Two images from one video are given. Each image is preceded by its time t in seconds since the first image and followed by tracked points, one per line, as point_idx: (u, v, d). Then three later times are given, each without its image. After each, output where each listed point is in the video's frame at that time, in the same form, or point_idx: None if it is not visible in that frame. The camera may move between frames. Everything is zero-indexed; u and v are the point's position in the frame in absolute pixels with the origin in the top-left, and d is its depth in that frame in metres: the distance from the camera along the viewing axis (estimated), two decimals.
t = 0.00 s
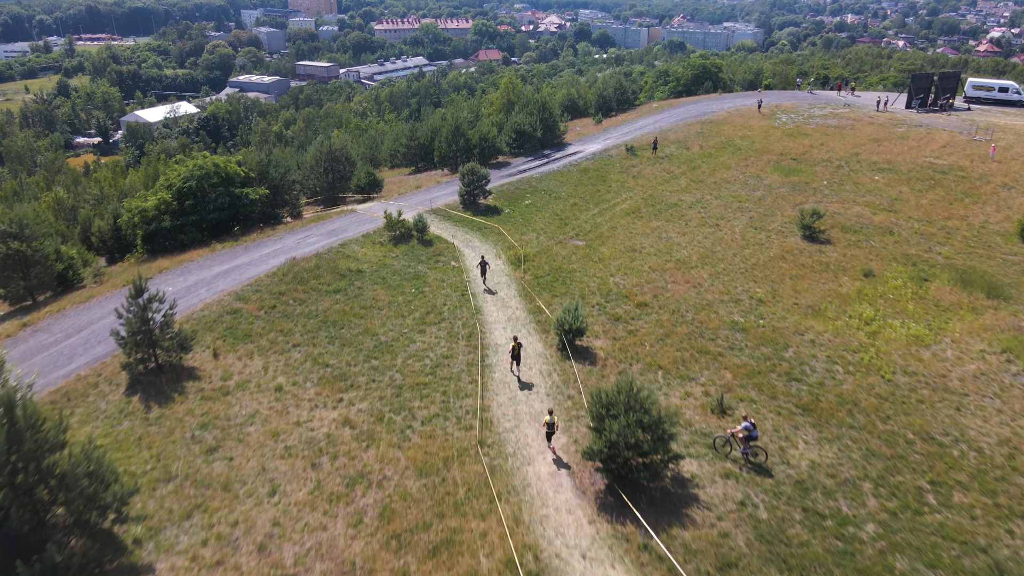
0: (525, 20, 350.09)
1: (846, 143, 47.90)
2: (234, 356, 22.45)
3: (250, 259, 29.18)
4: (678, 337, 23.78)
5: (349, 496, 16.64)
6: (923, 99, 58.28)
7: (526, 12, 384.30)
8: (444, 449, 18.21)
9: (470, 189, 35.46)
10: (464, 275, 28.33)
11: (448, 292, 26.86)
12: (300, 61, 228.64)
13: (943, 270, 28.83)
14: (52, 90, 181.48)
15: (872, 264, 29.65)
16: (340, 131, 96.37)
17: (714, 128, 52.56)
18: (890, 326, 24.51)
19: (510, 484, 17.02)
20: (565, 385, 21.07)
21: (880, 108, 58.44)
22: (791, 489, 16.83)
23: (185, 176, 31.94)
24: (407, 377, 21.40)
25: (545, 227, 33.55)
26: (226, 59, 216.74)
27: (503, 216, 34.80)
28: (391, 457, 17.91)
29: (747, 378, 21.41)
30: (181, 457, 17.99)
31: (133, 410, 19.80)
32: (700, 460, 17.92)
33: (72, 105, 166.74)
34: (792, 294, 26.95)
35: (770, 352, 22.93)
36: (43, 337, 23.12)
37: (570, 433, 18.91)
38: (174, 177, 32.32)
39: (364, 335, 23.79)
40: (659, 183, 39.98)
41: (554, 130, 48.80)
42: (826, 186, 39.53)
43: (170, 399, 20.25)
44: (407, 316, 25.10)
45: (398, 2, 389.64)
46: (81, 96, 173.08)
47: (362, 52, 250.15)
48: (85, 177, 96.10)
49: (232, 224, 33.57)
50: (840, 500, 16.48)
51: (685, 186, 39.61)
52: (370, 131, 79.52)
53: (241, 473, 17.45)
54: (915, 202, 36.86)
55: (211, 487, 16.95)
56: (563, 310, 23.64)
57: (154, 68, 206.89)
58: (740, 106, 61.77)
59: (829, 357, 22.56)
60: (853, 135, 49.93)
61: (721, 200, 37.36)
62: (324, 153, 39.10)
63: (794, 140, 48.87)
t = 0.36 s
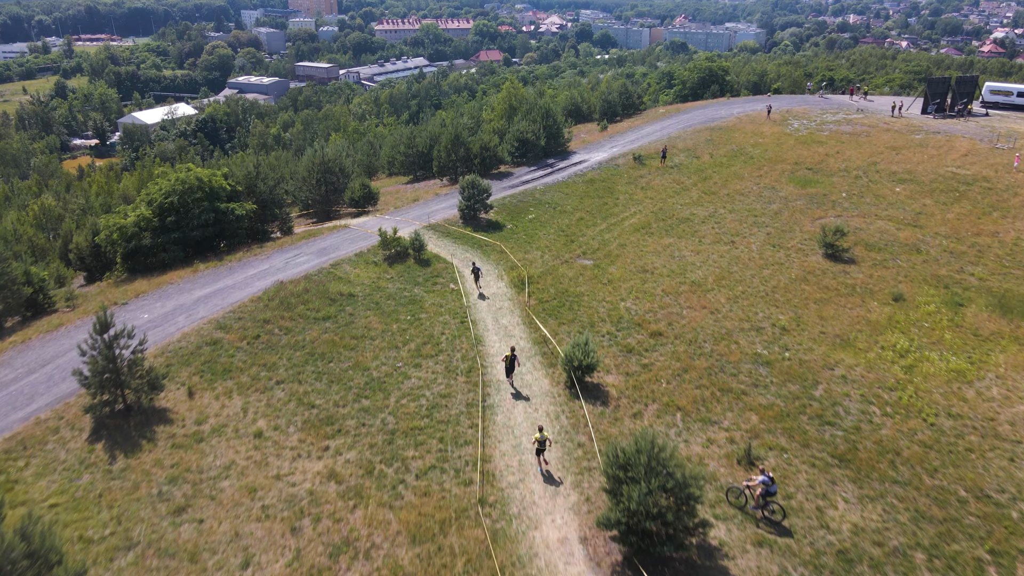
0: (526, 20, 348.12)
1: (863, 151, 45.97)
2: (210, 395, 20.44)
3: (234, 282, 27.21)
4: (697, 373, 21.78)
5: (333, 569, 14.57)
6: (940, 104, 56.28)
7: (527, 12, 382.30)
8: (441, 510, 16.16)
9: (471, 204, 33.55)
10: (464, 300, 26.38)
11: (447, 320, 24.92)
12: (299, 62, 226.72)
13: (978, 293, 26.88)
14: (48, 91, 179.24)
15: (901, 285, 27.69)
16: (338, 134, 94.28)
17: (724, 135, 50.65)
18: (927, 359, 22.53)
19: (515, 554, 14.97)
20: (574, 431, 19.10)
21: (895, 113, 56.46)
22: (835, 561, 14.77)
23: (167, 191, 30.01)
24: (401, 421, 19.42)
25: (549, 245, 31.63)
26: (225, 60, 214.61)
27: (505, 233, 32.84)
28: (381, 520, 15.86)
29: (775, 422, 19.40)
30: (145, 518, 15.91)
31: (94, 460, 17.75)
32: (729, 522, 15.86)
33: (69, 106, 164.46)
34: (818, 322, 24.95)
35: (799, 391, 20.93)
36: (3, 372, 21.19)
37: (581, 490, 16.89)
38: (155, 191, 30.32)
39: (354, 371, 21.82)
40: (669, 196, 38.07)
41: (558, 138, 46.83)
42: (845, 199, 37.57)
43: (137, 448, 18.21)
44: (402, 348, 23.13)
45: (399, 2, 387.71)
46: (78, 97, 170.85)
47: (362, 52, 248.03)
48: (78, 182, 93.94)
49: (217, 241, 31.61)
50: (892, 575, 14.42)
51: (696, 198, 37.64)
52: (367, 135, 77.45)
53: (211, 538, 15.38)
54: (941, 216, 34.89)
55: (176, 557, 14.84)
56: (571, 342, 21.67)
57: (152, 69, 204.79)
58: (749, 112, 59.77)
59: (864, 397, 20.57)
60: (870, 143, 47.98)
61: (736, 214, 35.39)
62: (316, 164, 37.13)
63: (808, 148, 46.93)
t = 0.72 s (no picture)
0: (528, 20, 346.22)
1: (880, 160, 44.20)
2: (185, 439, 18.62)
3: (218, 306, 25.41)
4: (718, 411, 19.96)
5: None
6: (957, 110, 54.54)
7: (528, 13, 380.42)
8: None
9: (471, 218, 31.79)
10: (463, 326, 24.62)
11: (445, 349, 23.16)
12: (299, 62, 224.94)
13: (1015, 317, 25.07)
14: (46, 92, 177.35)
15: (931, 308, 25.90)
16: (336, 137, 92.47)
17: (734, 143, 48.88)
18: (967, 394, 20.71)
19: None
20: (585, 481, 17.28)
21: (910, 119, 54.70)
22: None
23: (149, 206, 28.28)
24: (394, 469, 17.59)
25: (555, 263, 29.88)
26: (224, 61, 212.33)
27: (508, 249, 31.05)
28: None
29: (807, 471, 17.57)
30: None
31: (53, 517, 15.86)
32: None
33: (67, 108, 162.43)
34: (845, 351, 23.13)
35: (830, 433, 19.11)
36: None
37: (596, 553, 15.03)
38: (135, 207, 28.46)
39: (343, 409, 20.02)
40: (679, 208, 36.33)
41: (563, 145, 45.01)
42: (865, 212, 35.76)
43: (100, 503, 16.31)
44: (396, 382, 21.35)
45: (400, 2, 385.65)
46: (76, 99, 168.96)
47: (363, 53, 246.09)
48: (73, 187, 92.10)
49: (201, 260, 29.83)
50: None
51: (708, 211, 35.85)
52: (366, 141, 75.69)
53: None
54: (969, 230, 33.09)
55: None
56: (579, 379, 19.90)
57: (151, 70, 202.77)
58: (758, 117, 57.96)
59: (902, 441, 18.75)
60: (886, 151, 46.18)
61: (751, 229, 33.59)
62: (309, 175, 35.34)
63: (823, 156, 45.17)
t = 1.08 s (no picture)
0: (528, 21, 344.50)
1: (896, 167, 42.58)
2: (158, 485, 16.95)
3: (201, 330, 23.77)
4: (740, 452, 18.30)
5: None
6: (971, 115, 52.90)
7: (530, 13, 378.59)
8: None
9: (471, 233, 30.18)
10: (463, 353, 23.02)
11: (443, 380, 21.54)
12: (299, 63, 223.31)
13: None
14: (44, 93, 175.62)
15: (962, 332, 24.26)
16: (335, 140, 90.84)
17: (743, 149, 47.25)
18: (1010, 432, 19.02)
19: None
20: (597, 536, 15.61)
21: (923, 124, 53.04)
22: None
23: (129, 222, 26.60)
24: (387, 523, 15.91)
25: (559, 281, 28.26)
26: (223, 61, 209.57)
27: (510, 266, 29.43)
28: None
29: (842, 524, 15.90)
30: None
31: None
32: None
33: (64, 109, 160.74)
34: (874, 381, 21.47)
35: (864, 478, 17.43)
36: None
37: None
38: (115, 222, 26.86)
39: (332, 449, 18.38)
40: (689, 220, 34.72)
41: (567, 152, 43.37)
42: (883, 224, 34.13)
43: (59, 562, 14.51)
44: (389, 418, 19.69)
45: (400, 2, 383.95)
46: (74, 100, 167.26)
47: (363, 54, 244.27)
48: (67, 191, 90.47)
49: (187, 277, 28.30)
50: None
51: (719, 224, 34.23)
52: (364, 145, 74.10)
53: None
54: (995, 243, 31.40)
55: None
56: (589, 417, 18.26)
57: (150, 71, 201.04)
58: (766, 122, 56.30)
59: (943, 488, 17.09)
60: (901, 159, 44.53)
61: (765, 243, 31.95)
62: (301, 185, 33.70)
63: (836, 164, 43.55)
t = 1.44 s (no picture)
0: (529, 21, 343.11)
1: (911, 175, 41.12)
2: (128, 535, 15.37)
3: (184, 354, 22.30)
4: (763, 495, 16.80)
5: None
6: (986, 118, 51.38)
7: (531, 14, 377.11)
8: None
9: (472, 247, 28.75)
10: (462, 380, 21.55)
11: (441, 412, 20.03)
12: (298, 64, 221.81)
13: None
14: (41, 95, 173.97)
15: (994, 356, 22.77)
16: (333, 143, 89.29)
17: (753, 155, 45.79)
18: None
19: None
20: None
21: (937, 129, 51.50)
22: None
23: (109, 237, 25.05)
24: None
25: (564, 299, 26.78)
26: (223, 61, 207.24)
27: (513, 282, 27.97)
28: None
29: None
30: None
31: None
32: None
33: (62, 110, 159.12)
34: (904, 413, 19.98)
35: (900, 525, 15.92)
36: None
37: None
38: (95, 237, 25.36)
39: (320, 492, 16.88)
40: (698, 232, 33.26)
41: (571, 159, 41.88)
42: (902, 237, 32.66)
43: None
44: (383, 455, 18.21)
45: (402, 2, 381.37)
46: (71, 101, 165.64)
47: (364, 54, 242.59)
48: (61, 195, 88.86)
49: (172, 294, 26.84)
50: None
51: (731, 236, 32.78)
52: (363, 149, 72.52)
53: None
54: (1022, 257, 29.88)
55: None
56: (600, 457, 16.68)
57: (148, 71, 199.39)
58: (775, 127, 54.83)
59: (988, 538, 15.59)
60: (916, 166, 43.06)
61: (780, 257, 30.49)
62: (294, 196, 32.23)
63: (850, 172, 42.08)
